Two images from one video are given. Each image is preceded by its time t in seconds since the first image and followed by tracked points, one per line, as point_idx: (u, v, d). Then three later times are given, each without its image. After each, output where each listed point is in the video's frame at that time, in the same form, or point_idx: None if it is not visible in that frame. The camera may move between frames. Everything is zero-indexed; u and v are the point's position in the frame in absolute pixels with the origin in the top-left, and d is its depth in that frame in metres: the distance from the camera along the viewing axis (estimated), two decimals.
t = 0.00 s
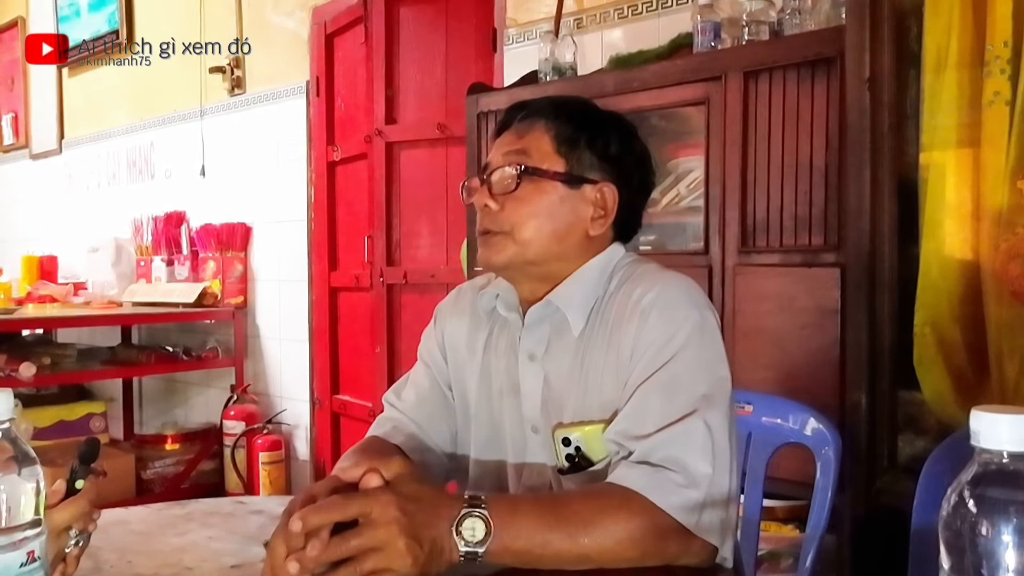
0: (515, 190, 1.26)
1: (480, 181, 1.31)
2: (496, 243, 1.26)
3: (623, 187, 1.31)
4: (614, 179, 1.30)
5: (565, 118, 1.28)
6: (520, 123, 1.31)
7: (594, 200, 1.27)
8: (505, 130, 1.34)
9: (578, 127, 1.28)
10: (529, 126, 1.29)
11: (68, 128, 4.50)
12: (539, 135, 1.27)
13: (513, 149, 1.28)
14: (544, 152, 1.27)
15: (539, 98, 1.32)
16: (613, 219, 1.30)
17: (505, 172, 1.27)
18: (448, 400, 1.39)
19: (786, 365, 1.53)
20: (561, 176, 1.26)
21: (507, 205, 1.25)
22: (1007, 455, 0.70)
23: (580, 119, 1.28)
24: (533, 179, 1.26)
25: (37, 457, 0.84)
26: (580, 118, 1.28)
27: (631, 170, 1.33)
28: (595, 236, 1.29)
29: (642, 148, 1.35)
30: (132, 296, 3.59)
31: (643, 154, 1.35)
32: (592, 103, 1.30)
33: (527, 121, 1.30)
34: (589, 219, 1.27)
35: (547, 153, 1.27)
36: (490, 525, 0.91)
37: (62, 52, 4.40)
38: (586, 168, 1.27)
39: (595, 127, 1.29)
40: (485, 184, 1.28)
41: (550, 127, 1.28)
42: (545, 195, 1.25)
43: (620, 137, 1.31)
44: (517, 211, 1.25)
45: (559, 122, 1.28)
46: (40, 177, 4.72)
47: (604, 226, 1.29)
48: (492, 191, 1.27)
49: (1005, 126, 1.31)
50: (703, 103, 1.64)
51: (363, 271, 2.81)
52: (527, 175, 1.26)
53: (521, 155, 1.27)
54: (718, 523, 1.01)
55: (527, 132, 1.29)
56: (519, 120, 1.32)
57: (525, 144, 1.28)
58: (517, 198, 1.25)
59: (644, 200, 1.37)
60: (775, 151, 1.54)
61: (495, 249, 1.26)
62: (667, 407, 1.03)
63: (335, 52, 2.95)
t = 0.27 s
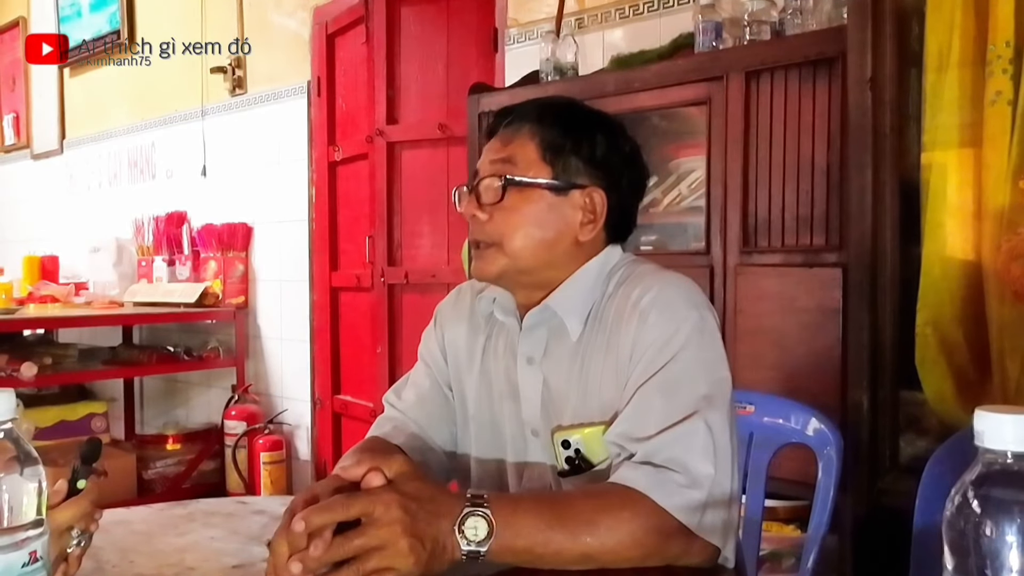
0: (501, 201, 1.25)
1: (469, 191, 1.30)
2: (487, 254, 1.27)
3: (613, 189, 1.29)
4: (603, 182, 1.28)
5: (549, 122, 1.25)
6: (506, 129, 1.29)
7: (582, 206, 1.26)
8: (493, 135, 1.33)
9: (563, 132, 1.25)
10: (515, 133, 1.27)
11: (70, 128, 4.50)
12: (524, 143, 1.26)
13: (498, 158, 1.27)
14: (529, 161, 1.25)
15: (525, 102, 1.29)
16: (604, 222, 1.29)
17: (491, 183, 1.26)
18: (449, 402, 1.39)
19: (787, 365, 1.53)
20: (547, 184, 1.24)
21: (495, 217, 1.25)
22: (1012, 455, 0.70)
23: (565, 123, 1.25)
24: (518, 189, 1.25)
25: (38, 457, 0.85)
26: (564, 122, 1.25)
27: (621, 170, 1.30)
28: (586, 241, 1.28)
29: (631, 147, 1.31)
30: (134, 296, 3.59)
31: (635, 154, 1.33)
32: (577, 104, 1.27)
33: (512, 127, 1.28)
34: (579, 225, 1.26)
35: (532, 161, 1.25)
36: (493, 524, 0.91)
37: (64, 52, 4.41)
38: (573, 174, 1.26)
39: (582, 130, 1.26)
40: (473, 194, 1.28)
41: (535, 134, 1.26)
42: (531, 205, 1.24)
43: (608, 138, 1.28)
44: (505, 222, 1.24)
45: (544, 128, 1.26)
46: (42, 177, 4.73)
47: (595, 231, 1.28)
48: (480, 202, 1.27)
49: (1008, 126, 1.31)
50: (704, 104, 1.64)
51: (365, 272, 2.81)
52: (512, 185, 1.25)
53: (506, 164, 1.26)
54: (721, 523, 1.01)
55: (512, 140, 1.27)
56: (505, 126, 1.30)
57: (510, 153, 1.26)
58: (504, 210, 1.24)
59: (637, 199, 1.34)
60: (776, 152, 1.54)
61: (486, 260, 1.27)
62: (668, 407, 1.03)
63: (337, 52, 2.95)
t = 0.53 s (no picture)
0: (507, 196, 1.25)
1: (474, 186, 1.30)
2: (490, 249, 1.27)
3: (618, 189, 1.29)
4: (608, 181, 1.28)
5: (556, 120, 1.26)
6: (513, 125, 1.30)
7: (587, 204, 1.26)
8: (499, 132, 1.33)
9: (570, 130, 1.25)
10: (521, 129, 1.28)
11: (71, 128, 4.51)
12: (531, 139, 1.26)
13: (505, 153, 1.27)
14: (536, 157, 1.25)
15: (533, 99, 1.30)
16: (609, 221, 1.28)
17: (498, 177, 1.26)
18: (449, 402, 1.39)
19: (789, 365, 1.53)
20: (552, 180, 1.24)
21: (500, 211, 1.25)
22: (1014, 455, 0.70)
23: (572, 121, 1.25)
24: (525, 184, 1.25)
25: (39, 457, 0.84)
26: (572, 120, 1.25)
27: (626, 170, 1.30)
28: (589, 239, 1.28)
29: (637, 148, 1.31)
30: (134, 297, 3.60)
31: (641, 154, 1.32)
32: (585, 102, 1.27)
33: (519, 124, 1.29)
34: (583, 223, 1.26)
35: (538, 157, 1.25)
36: (494, 521, 0.91)
37: (65, 53, 4.41)
38: (578, 171, 1.26)
39: (589, 129, 1.26)
40: (479, 188, 1.28)
41: (542, 130, 1.26)
42: (537, 201, 1.24)
43: (614, 137, 1.28)
44: (510, 217, 1.24)
45: (551, 124, 1.26)
46: (42, 178, 4.73)
47: (599, 229, 1.27)
48: (486, 196, 1.27)
49: (1009, 126, 1.31)
50: (706, 103, 1.64)
51: (366, 272, 2.81)
52: (518, 180, 1.25)
53: (513, 160, 1.26)
54: (722, 523, 1.01)
55: (519, 135, 1.27)
56: (512, 122, 1.30)
57: (517, 149, 1.26)
58: (509, 204, 1.24)
59: (642, 200, 1.34)
60: (777, 151, 1.54)
61: (489, 255, 1.26)
62: (668, 407, 1.03)
63: (338, 52, 2.95)
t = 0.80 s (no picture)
0: (510, 200, 1.25)
1: (477, 191, 1.30)
2: (494, 252, 1.27)
3: (621, 190, 1.29)
4: (611, 183, 1.28)
5: (558, 123, 1.25)
6: (514, 128, 1.29)
7: (590, 206, 1.26)
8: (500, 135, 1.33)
9: (572, 133, 1.25)
10: (523, 133, 1.28)
11: (72, 128, 4.51)
12: (532, 143, 1.26)
13: (507, 157, 1.27)
14: (538, 160, 1.25)
15: (533, 102, 1.29)
16: (612, 222, 1.28)
17: (500, 181, 1.26)
18: (453, 402, 1.39)
19: (791, 365, 1.52)
20: (555, 183, 1.24)
21: (504, 215, 1.25)
22: (1017, 455, 0.70)
23: (573, 124, 1.25)
24: (527, 188, 1.25)
25: (42, 457, 0.84)
26: (573, 123, 1.25)
27: (629, 171, 1.30)
28: (593, 241, 1.28)
29: (640, 148, 1.31)
30: (135, 297, 3.60)
31: (642, 155, 1.32)
32: (586, 104, 1.27)
33: (520, 127, 1.28)
34: (586, 225, 1.26)
35: (541, 160, 1.25)
36: (497, 519, 0.91)
37: (66, 53, 4.42)
38: (581, 173, 1.26)
39: (590, 131, 1.26)
40: (482, 194, 1.28)
41: (544, 134, 1.26)
42: (540, 204, 1.24)
43: (616, 139, 1.28)
44: (514, 222, 1.24)
45: (552, 127, 1.26)
46: (43, 178, 4.73)
47: (602, 231, 1.28)
48: (489, 201, 1.27)
49: (1011, 126, 1.31)
50: (707, 103, 1.64)
51: (366, 272, 2.81)
52: (520, 184, 1.25)
53: (515, 163, 1.26)
54: (725, 523, 1.01)
55: (521, 138, 1.27)
56: (513, 125, 1.30)
57: (519, 152, 1.26)
58: (512, 208, 1.24)
59: (645, 200, 1.34)
60: (779, 151, 1.53)
61: (492, 258, 1.26)
62: (672, 408, 1.03)
63: (339, 52, 2.95)
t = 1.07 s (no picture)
0: (510, 201, 1.25)
1: (477, 192, 1.30)
2: (495, 253, 1.26)
3: (621, 190, 1.29)
4: (611, 183, 1.28)
5: (558, 123, 1.26)
6: (514, 129, 1.29)
7: (591, 206, 1.26)
8: (499, 136, 1.33)
9: (571, 133, 1.25)
10: (522, 133, 1.28)
11: (73, 128, 4.51)
12: (532, 143, 1.26)
13: (506, 158, 1.27)
14: (538, 160, 1.25)
15: (532, 103, 1.30)
16: (612, 222, 1.28)
17: (500, 182, 1.26)
18: (452, 402, 1.39)
19: (792, 365, 1.52)
20: (555, 183, 1.24)
21: (504, 216, 1.25)
22: (1018, 455, 0.70)
23: (573, 124, 1.25)
24: (527, 188, 1.25)
25: (44, 457, 0.84)
26: (573, 123, 1.25)
27: (628, 171, 1.30)
28: (593, 241, 1.28)
29: (640, 148, 1.32)
30: (137, 296, 3.60)
31: (641, 156, 1.32)
32: (586, 104, 1.27)
33: (520, 127, 1.28)
34: (586, 226, 1.26)
35: (541, 160, 1.25)
36: (497, 524, 0.91)
37: (67, 53, 4.42)
38: (581, 174, 1.26)
39: (589, 132, 1.26)
40: (482, 195, 1.28)
41: (544, 134, 1.26)
42: (540, 204, 1.24)
43: (615, 139, 1.28)
44: (514, 222, 1.24)
45: (552, 128, 1.26)
46: (44, 177, 4.73)
47: (602, 231, 1.28)
48: (489, 202, 1.27)
49: (1012, 126, 1.31)
50: (708, 103, 1.64)
51: (367, 272, 2.81)
52: (520, 184, 1.25)
53: (515, 164, 1.26)
54: (725, 523, 1.01)
55: (521, 139, 1.27)
56: (513, 126, 1.30)
57: (519, 153, 1.26)
58: (512, 209, 1.24)
59: (644, 200, 1.34)
60: (780, 151, 1.54)
61: (493, 259, 1.26)
62: (671, 407, 1.03)
63: (340, 52, 2.95)
